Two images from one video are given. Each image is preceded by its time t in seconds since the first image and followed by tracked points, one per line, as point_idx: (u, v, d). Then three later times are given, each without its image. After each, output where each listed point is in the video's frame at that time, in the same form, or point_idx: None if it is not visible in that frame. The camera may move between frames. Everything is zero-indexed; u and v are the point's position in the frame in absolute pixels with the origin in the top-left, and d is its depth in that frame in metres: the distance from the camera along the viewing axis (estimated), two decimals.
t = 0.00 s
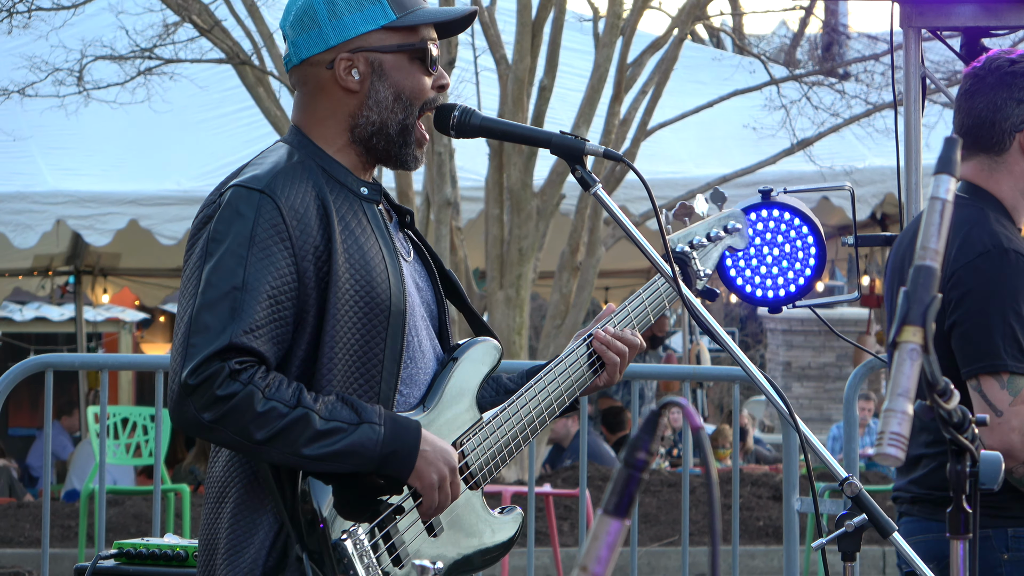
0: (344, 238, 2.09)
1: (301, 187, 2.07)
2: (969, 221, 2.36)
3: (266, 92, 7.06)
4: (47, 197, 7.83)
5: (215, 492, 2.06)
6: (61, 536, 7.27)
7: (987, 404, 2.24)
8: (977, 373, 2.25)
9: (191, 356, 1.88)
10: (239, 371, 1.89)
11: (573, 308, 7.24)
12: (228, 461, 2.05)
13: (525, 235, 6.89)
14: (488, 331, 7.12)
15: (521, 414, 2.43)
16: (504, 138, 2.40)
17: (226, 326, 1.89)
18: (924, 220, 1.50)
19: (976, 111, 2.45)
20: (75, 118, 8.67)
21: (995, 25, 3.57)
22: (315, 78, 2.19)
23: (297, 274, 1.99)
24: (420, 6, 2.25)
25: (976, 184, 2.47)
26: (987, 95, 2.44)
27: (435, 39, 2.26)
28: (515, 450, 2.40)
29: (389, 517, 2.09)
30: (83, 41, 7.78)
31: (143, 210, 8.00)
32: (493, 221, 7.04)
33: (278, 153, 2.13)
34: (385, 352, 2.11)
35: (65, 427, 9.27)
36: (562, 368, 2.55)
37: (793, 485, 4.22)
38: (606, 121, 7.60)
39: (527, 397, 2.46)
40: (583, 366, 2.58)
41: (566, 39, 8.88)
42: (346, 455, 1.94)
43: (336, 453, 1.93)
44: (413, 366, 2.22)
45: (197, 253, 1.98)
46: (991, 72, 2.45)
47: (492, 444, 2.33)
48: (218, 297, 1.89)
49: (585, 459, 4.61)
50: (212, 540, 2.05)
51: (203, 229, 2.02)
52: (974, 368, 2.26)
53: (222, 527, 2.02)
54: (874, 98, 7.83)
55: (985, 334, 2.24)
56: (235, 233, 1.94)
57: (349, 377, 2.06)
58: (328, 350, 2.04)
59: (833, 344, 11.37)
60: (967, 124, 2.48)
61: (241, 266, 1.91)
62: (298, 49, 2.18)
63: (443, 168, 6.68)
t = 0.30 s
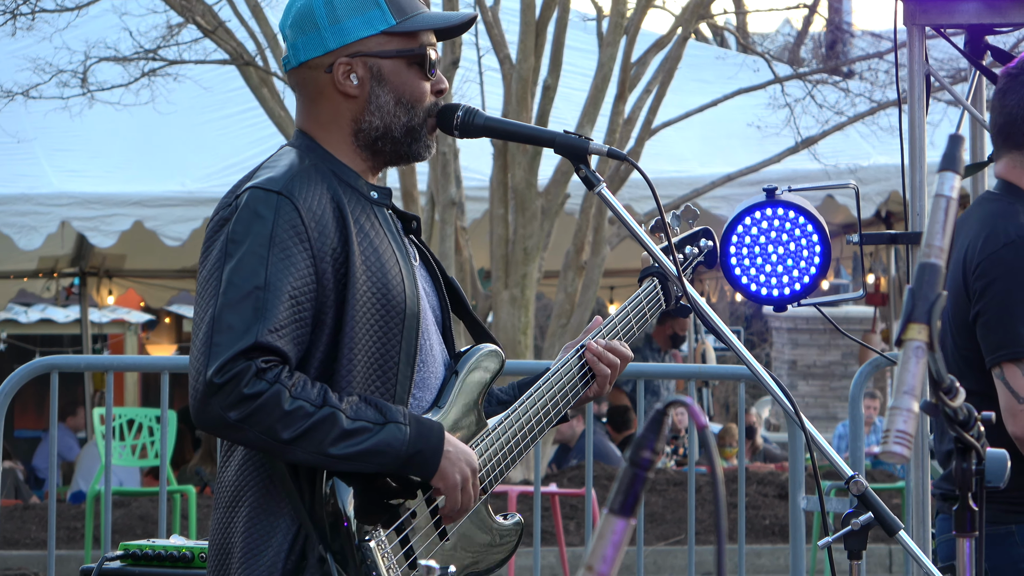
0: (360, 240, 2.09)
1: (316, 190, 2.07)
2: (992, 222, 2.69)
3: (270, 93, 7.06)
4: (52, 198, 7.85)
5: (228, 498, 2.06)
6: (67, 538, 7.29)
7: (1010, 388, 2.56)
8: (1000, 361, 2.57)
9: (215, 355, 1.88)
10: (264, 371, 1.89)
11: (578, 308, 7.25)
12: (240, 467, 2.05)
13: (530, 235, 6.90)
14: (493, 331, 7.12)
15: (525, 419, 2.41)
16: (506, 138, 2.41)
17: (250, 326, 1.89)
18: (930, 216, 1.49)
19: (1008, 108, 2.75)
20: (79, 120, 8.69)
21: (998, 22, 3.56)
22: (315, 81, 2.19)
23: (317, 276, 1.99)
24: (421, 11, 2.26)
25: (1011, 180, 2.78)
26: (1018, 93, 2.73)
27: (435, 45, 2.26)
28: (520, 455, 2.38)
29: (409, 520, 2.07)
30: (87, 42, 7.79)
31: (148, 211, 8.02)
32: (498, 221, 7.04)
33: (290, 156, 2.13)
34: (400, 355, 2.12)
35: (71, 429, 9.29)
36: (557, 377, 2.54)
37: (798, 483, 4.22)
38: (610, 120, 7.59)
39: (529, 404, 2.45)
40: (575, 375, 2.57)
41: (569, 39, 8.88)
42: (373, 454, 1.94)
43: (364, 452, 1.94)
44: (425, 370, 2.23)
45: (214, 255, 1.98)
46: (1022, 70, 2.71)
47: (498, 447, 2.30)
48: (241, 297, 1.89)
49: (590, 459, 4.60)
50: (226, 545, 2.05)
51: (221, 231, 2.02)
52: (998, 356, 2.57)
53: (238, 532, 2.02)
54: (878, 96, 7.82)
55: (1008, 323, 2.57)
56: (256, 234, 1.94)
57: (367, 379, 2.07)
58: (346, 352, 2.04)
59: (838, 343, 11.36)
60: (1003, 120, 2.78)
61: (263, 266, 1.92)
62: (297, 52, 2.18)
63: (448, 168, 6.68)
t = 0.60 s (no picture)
0: (380, 238, 2.10)
1: (338, 188, 2.07)
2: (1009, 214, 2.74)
3: (277, 94, 7.08)
4: (60, 199, 7.87)
5: (243, 497, 2.03)
6: (75, 539, 7.31)
7: (1012, 381, 2.64)
8: (1003, 353, 2.65)
9: (248, 353, 1.87)
10: (299, 368, 1.89)
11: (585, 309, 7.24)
12: (257, 464, 2.02)
13: (538, 235, 6.91)
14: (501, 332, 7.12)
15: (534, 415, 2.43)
16: (514, 138, 2.43)
17: (283, 323, 1.89)
18: (939, 213, 1.47)
19: None
20: (87, 121, 8.71)
21: (1006, 22, 3.56)
22: (324, 76, 2.20)
23: (342, 274, 2.00)
24: (432, 10, 2.26)
25: None
26: None
27: (445, 43, 2.26)
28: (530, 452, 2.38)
29: (430, 518, 2.08)
30: (95, 43, 7.82)
31: (156, 212, 8.04)
32: (505, 222, 7.04)
33: (307, 153, 2.13)
34: (419, 353, 2.13)
35: (78, 429, 9.32)
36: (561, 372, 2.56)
37: (806, 484, 4.22)
38: (618, 120, 7.59)
39: (538, 397, 2.46)
40: (576, 369, 2.61)
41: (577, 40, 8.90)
42: (406, 451, 1.95)
43: (397, 449, 1.94)
44: (440, 368, 2.25)
45: (239, 252, 1.97)
46: None
47: (509, 444, 2.31)
48: (272, 294, 1.89)
49: (598, 460, 4.59)
50: (241, 543, 2.01)
51: (243, 229, 2.01)
52: (1001, 348, 2.65)
53: (255, 529, 1.99)
54: (886, 97, 7.81)
55: (1013, 316, 2.64)
56: (284, 232, 1.94)
57: (389, 377, 2.07)
58: (370, 349, 2.04)
59: (846, 344, 11.34)
60: None
61: (292, 263, 1.92)
62: (307, 47, 2.19)
63: (455, 169, 6.69)
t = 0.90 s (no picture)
0: (388, 246, 2.11)
1: (345, 196, 2.08)
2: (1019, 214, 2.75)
3: (285, 95, 7.09)
4: (67, 201, 7.91)
5: (255, 502, 2.04)
6: (82, 540, 7.33)
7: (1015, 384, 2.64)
8: (1008, 355, 2.65)
9: (260, 369, 1.88)
10: (310, 383, 1.90)
11: (592, 311, 7.25)
12: (267, 471, 2.03)
13: (545, 237, 6.93)
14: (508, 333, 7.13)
15: (541, 412, 2.44)
16: (522, 137, 2.44)
17: (294, 337, 1.89)
18: (946, 211, 1.47)
19: None
20: (94, 122, 8.74)
21: (1013, 22, 3.55)
22: (340, 73, 2.20)
23: (351, 284, 2.01)
24: (448, 12, 2.29)
25: None
26: None
27: (460, 46, 2.29)
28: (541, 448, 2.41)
29: (443, 524, 2.09)
30: (102, 44, 7.84)
31: (163, 214, 8.07)
32: (512, 223, 7.05)
33: (314, 159, 2.14)
34: (428, 358, 2.14)
35: (85, 430, 9.34)
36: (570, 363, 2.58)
37: (814, 485, 4.21)
38: (624, 121, 7.59)
39: (546, 392, 2.48)
40: (587, 355, 2.63)
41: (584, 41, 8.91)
42: (419, 463, 1.97)
43: (409, 462, 1.96)
44: (450, 371, 2.25)
45: (248, 264, 1.98)
46: None
47: (517, 444, 2.33)
48: (282, 308, 1.90)
49: (606, 461, 4.58)
50: (255, 549, 2.03)
51: (252, 240, 2.02)
52: (1006, 350, 2.66)
53: (268, 536, 2.00)
54: (893, 99, 7.80)
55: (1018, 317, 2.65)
56: (293, 244, 1.95)
57: (399, 383, 2.09)
58: (379, 355, 2.06)
59: (853, 345, 11.30)
60: None
61: (302, 276, 1.92)
62: (324, 41, 2.19)
63: (463, 170, 6.71)
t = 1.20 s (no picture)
0: (387, 247, 2.11)
1: (342, 199, 2.08)
2: (1018, 215, 2.74)
3: (290, 96, 7.11)
4: (72, 202, 7.94)
5: (260, 501, 2.05)
6: (88, 541, 7.35)
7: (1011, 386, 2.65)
8: (1006, 358, 2.66)
9: (251, 376, 1.90)
10: (301, 389, 1.91)
11: (598, 312, 7.25)
12: (272, 470, 2.04)
13: (550, 238, 6.94)
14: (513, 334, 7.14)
15: (550, 408, 2.45)
16: (525, 134, 2.44)
17: (285, 344, 1.91)
18: (949, 206, 1.49)
19: None
20: (99, 123, 8.76)
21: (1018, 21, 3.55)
22: (342, 75, 2.21)
23: (347, 288, 2.01)
24: (449, 9, 2.29)
25: None
26: None
27: (462, 43, 2.30)
28: (550, 442, 2.43)
29: (444, 524, 2.10)
30: (107, 45, 7.87)
31: (169, 215, 8.10)
32: (518, 224, 7.06)
33: (314, 162, 2.15)
34: (429, 358, 2.14)
35: (90, 432, 9.37)
36: (582, 359, 2.59)
37: (819, 485, 4.22)
38: (630, 122, 7.59)
39: (554, 391, 2.49)
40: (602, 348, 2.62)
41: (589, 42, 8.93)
42: (413, 466, 1.97)
43: (403, 465, 1.97)
44: (452, 369, 2.25)
45: (245, 270, 2.00)
46: None
47: (524, 438, 2.34)
48: (274, 315, 1.92)
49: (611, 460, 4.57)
50: (258, 548, 2.05)
51: (249, 245, 2.04)
52: (1005, 352, 2.66)
53: (271, 535, 2.02)
54: (899, 99, 7.80)
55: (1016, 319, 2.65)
56: (287, 251, 1.96)
57: (398, 384, 2.09)
58: (377, 358, 2.07)
59: (859, 347, 11.29)
60: None
61: (295, 283, 1.94)
62: (326, 45, 2.20)
63: (468, 171, 6.73)
